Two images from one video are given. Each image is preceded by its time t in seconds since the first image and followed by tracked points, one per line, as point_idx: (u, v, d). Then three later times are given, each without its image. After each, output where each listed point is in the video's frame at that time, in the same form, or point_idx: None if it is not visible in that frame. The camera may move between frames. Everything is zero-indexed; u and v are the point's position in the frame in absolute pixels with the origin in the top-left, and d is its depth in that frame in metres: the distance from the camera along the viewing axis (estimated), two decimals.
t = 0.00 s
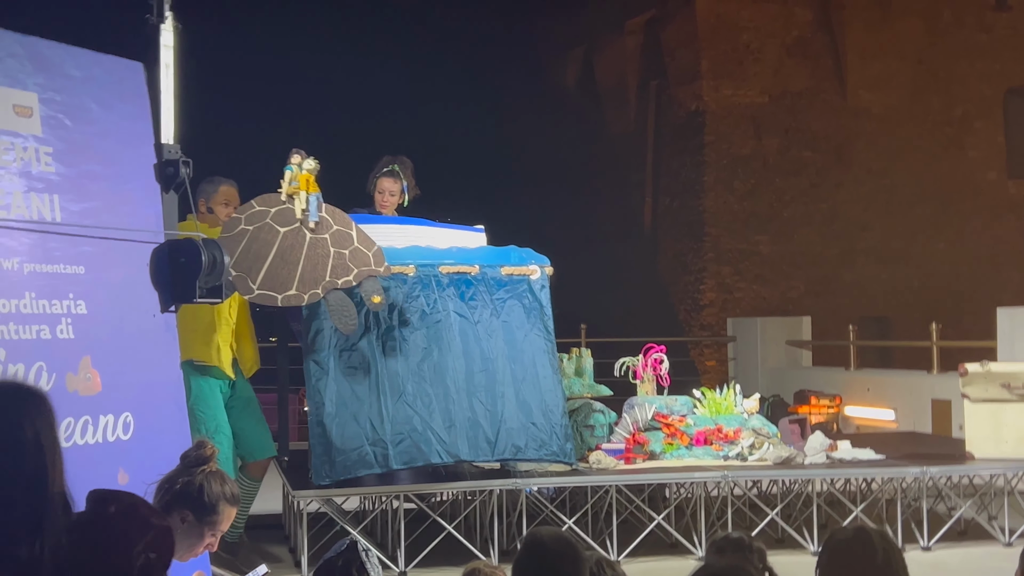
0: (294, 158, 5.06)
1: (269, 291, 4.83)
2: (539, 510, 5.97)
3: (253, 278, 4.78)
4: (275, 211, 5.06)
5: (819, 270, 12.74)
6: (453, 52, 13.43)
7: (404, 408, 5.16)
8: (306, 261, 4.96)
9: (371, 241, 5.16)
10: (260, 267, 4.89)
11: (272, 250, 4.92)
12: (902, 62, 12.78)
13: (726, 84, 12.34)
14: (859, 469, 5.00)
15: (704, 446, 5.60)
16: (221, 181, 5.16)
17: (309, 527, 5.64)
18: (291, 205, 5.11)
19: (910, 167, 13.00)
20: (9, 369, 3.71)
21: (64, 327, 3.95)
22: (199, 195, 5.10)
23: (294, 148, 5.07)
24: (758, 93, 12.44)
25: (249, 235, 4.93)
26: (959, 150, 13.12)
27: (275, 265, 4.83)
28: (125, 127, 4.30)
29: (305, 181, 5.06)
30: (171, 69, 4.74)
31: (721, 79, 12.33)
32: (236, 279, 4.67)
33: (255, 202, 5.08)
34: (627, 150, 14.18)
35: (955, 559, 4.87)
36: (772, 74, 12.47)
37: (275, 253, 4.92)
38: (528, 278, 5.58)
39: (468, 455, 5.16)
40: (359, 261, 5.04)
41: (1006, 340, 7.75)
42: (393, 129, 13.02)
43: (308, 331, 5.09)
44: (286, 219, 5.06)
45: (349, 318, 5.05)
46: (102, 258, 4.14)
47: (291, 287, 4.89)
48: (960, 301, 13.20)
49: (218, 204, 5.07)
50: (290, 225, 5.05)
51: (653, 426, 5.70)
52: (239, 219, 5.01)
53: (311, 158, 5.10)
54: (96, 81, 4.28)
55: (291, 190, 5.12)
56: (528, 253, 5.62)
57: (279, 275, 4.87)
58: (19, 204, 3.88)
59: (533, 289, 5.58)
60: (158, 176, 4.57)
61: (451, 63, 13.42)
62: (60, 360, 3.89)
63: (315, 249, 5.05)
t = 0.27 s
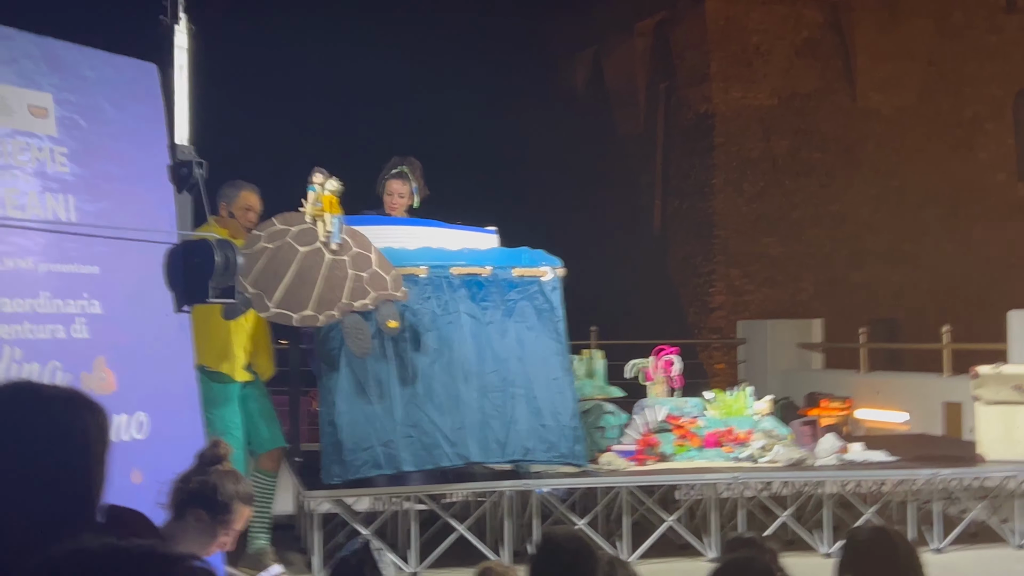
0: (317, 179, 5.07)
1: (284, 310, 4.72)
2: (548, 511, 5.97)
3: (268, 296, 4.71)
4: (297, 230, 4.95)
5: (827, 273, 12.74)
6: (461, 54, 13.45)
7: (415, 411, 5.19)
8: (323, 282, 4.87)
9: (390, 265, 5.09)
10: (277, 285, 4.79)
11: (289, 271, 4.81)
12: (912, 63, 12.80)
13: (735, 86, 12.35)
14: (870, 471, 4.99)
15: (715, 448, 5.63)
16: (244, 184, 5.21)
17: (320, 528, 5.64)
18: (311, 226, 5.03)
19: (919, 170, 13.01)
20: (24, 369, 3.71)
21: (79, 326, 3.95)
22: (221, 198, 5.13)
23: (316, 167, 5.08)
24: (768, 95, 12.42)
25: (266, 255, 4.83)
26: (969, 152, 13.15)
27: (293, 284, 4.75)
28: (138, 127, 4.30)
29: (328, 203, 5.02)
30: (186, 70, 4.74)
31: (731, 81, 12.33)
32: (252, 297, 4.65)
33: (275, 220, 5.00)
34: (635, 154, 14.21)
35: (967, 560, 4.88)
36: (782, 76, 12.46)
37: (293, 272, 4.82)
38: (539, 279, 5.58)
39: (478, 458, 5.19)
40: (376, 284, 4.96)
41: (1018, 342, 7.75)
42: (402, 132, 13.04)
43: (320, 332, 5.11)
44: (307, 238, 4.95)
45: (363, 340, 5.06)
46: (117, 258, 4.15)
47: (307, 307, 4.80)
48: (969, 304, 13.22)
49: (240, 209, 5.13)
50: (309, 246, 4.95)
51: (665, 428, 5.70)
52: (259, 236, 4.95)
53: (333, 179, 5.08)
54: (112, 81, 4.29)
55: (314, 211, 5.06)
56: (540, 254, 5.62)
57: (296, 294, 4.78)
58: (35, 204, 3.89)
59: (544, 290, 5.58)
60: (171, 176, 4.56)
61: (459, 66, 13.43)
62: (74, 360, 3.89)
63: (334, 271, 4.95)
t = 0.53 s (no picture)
0: (335, 195, 5.04)
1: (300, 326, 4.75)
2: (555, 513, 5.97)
3: (285, 311, 4.70)
4: (314, 245, 5.01)
5: (835, 273, 12.70)
6: (468, 55, 13.43)
7: (421, 413, 5.24)
8: (340, 300, 4.92)
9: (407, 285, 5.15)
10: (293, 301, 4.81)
11: (306, 288, 4.86)
12: (921, 65, 12.73)
13: (744, 86, 12.41)
14: (880, 474, 4.97)
15: (723, 450, 5.63)
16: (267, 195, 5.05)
17: (328, 531, 5.65)
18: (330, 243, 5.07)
19: (928, 171, 12.97)
20: (33, 373, 3.69)
21: (88, 330, 3.94)
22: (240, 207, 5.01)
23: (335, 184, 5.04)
24: (777, 96, 12.44)
25: (283, 271, 4.85)
26: (978, 154, 13.09)
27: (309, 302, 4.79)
28: (147, 130, 4.30)
29: (347, 220, 5.02)
30: (194, 74, 4.75)
31: (739, 82, 12.39)
32: (269, 312, 4.62)
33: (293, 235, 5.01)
34: (641, 155, 14.19)
35: (979, 563, 4.85)
36: (789, 78, 12.48)
37: (309, 288, 4.87)
38: (547, 282, 5.59)
39: (485, 462, 5.21)
40: (393, 303, 5.04)
41: None
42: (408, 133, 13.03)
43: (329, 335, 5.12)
44: (324, 255, 5.02)
45: (377, 360, 5.03)
46: (126, 261, 4.14)
47: (322, 324, 4.86)
48: (980, 306, 13.14)
49: (256, 217, 5.04)
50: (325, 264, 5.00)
51: (673, 430, 5.71)
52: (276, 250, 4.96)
53: (353, 197, 5.06)
54: (121, 85, 4.29)
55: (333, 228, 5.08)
56: (548, 256, 5.63)
57: (311, 311, 4.82)
58: (44, 208, 3.87)
59: (552, 293, 5.59)
60: (180, 180, 4.57)
61: (465, 67, 13.43)
62: (83, 363, 3.88)
63: (350, 288, 5.00)
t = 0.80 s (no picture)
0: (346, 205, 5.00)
1: (315, 336, 4.74)
2: (558, 510, 5.98)
3: (300, 322, 4.70)
4: (327, 256, 4.99)
5: (838, 268, 12.67)
6: (468, 50, 13.37)
7: (422, 412, 5.26)
8: (355, 311, 4.90)
9: (421, 293, 5.15)
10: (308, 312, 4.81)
11: (320, 298, 4.84)
12: (926, 61, 12.68)
13: (748, 83, 12.30)
14: (883, 471, 4.96)
15: (726, 447, 5.64)
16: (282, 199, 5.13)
17: (331, 529, 5.66)
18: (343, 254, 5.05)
19: (932, 166, 12.93)
20: (35, 372, 3.69)
21: (89, 329, 3.93)
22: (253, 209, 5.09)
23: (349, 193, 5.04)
24: (780, 92, 12.38)
25: (296, 282, 4.83)
26: (982, 150, 13.08)
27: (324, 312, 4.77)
28: (147, 130, 4.29)
29: (360, 229, 5.00)
30: (195, 73, 4.75)
31: (743, 79, 12.28)
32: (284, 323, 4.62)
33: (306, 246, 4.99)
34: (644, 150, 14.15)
35: (981, 560, 4.85)
36: (793, 74, 12.41)
37: (323, 299, 4.86)
38: (550, 278, 5.57)
39: (485, 460, 5.23)
40: (408, 312, 5.03)
41: None
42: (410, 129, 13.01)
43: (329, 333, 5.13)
44: (338, 265, 5.01)
45: (394, 369, 4.97)
46: (127, 260, 4.13)
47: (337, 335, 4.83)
48: (982, 302, 13.15)
49: (268, 222, 5.11)
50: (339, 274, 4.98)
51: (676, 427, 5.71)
52: (289, 261, 4.93)
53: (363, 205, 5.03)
54: (121, 84, 4.27)
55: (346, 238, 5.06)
56: (550, 253, 5.61)
57: (326, 322, 4.82)
58: (45, 207, 3.86)
59: (555, 290, 5.57)
60: (181, 178, 4.57)
61: (466, 63, 13.39)
62: (84, 362, 3.87)
63: (364, 299, 4.98)
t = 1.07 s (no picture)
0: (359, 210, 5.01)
1: (327, 341, 4.73)
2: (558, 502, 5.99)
3: (313, 326, 4.69)
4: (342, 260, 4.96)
5: (838, 261, 12.67)
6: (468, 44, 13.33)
7: (421, 406, 5.31)
8: (369, 317, 4.87)
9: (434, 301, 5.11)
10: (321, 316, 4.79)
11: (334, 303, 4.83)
12: (925, 52, 12.68)
13: (749, 74, 12.34)
14: (884, 460, 4.96)
15: (727, 438, 5.64)
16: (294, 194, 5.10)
17: (333, 521, 5.68)
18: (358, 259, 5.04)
19: (933, 159, 12.92)
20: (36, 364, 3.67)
21: (89, 321, 3.92)
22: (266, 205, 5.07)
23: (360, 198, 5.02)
24: (781, 83, 12.39)
25: (311, 286, 4.82)
26: (981, 142, 13.07)
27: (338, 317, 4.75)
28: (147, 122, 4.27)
29: (374, 235, 4.99)
30: (193, 64, 4.72)
31: (744, 70, 12.32)
32: (298, 326, 4.63)
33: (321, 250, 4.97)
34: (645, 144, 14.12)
35: (983, 549, 4.85)
36: (793, 65, 12.42)
37: (337, 303, 4.83)
38: (551, 270, 5.56)
39: (482, 455, 5.29)
40: (421, 319, 4.98)
41: None
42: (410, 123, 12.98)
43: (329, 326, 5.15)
44: (353, 270, 4.98)
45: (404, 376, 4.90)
46: (126, 252, 4.11)
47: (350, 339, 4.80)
48: (982, 294, 13.14)
49: (283, 219, 5.09)
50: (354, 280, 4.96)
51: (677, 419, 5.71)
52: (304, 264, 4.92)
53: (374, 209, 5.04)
54: (121, 76, 4.25)
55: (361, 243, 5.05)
56: (551, 244, 5.59)
57: (339, 326, 4.79)
58: (44, 199, 3.84)
59: (554, 281, 5.56)
60: (180, 170, 4.54)
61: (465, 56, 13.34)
62: (84, 354, 3.85)
63: (378, 304, 4.95)
